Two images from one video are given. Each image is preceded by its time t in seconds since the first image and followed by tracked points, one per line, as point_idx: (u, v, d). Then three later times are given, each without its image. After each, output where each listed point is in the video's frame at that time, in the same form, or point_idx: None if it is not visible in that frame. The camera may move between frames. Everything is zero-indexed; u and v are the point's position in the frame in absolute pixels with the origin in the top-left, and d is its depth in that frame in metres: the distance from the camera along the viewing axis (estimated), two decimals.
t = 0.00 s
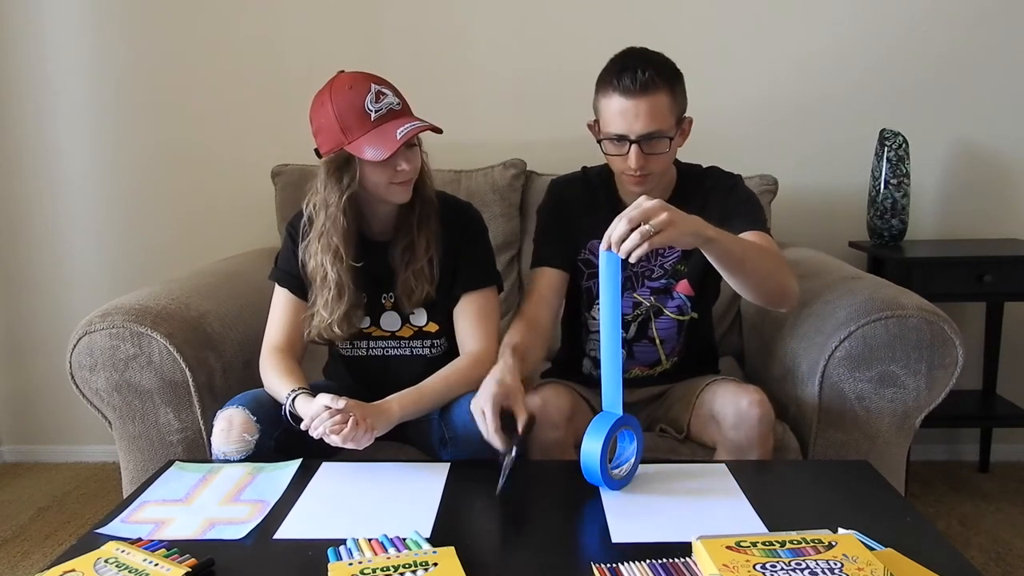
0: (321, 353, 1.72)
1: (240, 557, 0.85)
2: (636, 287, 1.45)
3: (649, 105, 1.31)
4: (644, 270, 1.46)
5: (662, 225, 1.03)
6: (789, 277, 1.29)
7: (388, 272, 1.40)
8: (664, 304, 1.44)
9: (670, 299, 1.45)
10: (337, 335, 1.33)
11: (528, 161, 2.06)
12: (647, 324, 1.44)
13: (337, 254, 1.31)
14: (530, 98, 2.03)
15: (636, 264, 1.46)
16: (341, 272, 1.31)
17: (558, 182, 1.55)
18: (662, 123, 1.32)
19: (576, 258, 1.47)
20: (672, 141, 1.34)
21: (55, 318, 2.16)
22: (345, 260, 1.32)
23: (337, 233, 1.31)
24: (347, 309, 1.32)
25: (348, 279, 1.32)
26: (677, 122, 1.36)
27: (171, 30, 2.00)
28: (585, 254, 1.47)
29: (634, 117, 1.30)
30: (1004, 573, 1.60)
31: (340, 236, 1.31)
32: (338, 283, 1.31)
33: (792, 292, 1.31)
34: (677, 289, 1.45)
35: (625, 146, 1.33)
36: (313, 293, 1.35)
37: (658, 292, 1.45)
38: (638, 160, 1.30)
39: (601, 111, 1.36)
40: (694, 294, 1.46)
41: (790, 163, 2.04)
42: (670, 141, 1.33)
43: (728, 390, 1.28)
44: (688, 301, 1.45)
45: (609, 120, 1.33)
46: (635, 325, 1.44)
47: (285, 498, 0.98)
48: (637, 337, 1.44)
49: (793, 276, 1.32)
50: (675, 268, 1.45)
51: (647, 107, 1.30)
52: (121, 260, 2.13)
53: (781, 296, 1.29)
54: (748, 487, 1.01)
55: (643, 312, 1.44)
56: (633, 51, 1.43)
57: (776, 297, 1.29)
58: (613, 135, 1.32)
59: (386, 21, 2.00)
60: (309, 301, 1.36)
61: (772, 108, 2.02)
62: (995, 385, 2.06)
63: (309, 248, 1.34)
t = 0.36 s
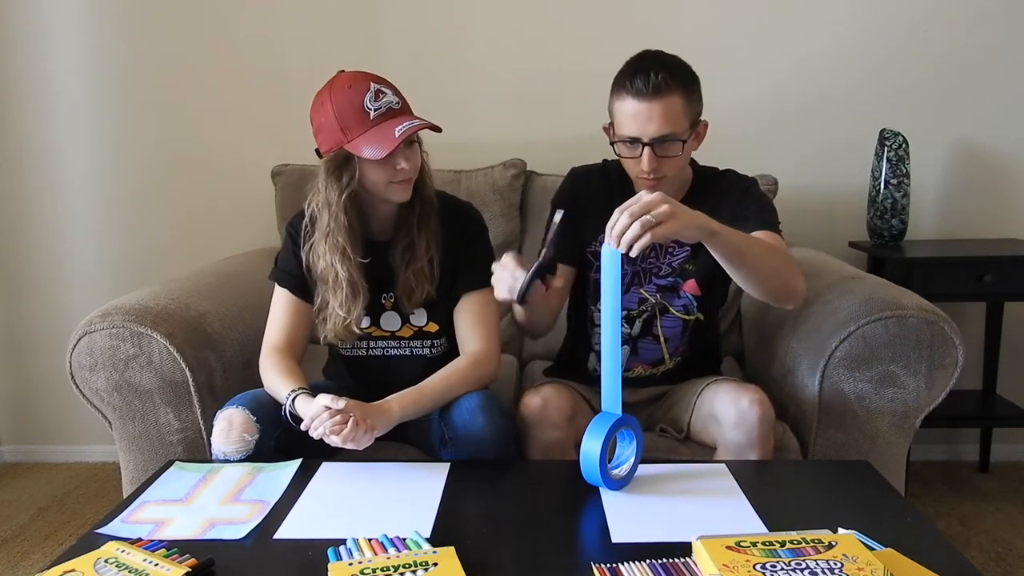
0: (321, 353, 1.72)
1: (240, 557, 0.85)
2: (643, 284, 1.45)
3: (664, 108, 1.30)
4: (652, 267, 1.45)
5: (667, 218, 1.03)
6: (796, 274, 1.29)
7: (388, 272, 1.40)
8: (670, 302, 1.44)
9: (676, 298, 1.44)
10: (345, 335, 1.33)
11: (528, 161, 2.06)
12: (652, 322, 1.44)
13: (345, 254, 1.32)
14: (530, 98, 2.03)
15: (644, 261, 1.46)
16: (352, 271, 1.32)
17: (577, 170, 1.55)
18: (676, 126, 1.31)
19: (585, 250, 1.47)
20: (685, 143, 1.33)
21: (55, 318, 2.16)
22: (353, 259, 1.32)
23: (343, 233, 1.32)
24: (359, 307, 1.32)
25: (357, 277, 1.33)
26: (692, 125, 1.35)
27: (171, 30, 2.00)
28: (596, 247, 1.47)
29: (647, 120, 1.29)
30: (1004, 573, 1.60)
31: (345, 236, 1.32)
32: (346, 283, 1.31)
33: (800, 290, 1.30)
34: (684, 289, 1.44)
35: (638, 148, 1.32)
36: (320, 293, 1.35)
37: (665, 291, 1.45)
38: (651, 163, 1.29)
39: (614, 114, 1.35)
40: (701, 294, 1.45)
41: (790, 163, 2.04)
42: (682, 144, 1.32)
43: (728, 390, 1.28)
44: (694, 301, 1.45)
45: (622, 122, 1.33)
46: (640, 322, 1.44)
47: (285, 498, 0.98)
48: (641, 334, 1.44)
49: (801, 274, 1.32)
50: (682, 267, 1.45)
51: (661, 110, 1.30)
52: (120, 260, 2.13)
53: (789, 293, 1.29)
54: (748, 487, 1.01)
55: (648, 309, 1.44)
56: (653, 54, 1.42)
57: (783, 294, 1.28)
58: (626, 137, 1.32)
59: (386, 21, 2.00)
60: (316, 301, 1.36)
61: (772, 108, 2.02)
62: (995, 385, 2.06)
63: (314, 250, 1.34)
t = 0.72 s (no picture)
0: (321, 353, 1.72)
1: (240, 557, 0.85)
2: (655, 279, 1.46)
3: (685, 113, 1.29)
4: (665, 263, 1.46)
5: (659, 206, 1.04)
6: (796, 263, 1.29)
7: (388, 273, 1.40)
8: (681, 300, 1.45)
9: (687, 296, 1.45)
10: (348, 334, 1.34)
11: (528, 162, 2.06)
12: (662, 318, 1.44)
13: (344, 254, 1.32)
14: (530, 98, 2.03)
15: (659, 257, 1.46)
16: (350, 272, 1.32)
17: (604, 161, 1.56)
18: (696, 131, 1.31)
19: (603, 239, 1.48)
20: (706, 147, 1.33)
21: (55, 318, 2.16)
22: (351, 259, 1.32)
23: (342, 233, 1.32)
24: (358, 307, 1.33)
25: (356, 277, 1.33)
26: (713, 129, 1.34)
27: (171, 30, 2.00)
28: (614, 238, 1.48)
29: (666, 125, 1.30)
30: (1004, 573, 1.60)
31: (345, 236, 1.32)
32: (346, 283, 1.32)
33: (801, 278, 1.30)
34: (696, 287, 1.45)
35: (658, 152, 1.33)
36: (319, 294, 1.35)
37: (677, 288, 1.45)
38: (670, 167, 1.30)
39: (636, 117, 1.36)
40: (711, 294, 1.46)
41: (790, 163, 2.04)
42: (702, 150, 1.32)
43: (736, 389, 1.28)
44: (704, 300, 1.45)
45: (643, 126, 1.33)
46: (650, 317, 1.44)
47: (285, 498, 0.98)
48: (650, 330, 1.45)
49: (802, 261, 1.31)
50: (695, 267, 1.46)
51: (681, 114, 1.29)
52: (120, 261, 2.13)
53: (790, 281, 1.28)
54: (748, 487, 1.01)
55: (658, 305, 1.44)
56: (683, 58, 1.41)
57: (785, 281, 1.28)
58: (646, 142, 1.32)
59: (386, 21, 2.00)
60: (316, 302, 1.36)
61: (772, 108, 2.02)
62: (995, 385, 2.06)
63: (313, 251, 1.34)
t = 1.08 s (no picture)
0: (321, 353, 1.72)
1: (239, 557, 0.85)
2: (657, 277, 1.47)
3: (687, 113, 1.30)
4: (667, 262, 1.47)
5: (624, 193, 1.05)
6: (782, 260, 1.23)
7: (387, 273, 1.40)
8: (683, 300, 1.45)
9: (689, 297, 1.45)
10: (349, 334, 1.34)
11: (528, 162, 2.06)
12: (663, 317, 1.45)
13: (343, 255, 1.32)
14: (531, 98, 2.03)
15: (662, 254, 1.48)
16: (349, 272, 1.32)
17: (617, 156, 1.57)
18: (697, 133, 1.30)
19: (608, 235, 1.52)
20: (711, 148, 1.33)
21: (55, 318, 2.16)
22: (350, 259, 1.32)
23: (341, 234, 1.32)
24: (358, 307, 1.33)
25: (356, 277, 1.33)
26: (721, 134, 1.33)
27: (171, 30, 2.00)
28: (619, 233, 1.52)
29: (669, 125, 1.31)
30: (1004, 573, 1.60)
31: (344, 236, 1.32)
32: (345, 283, 1.32)
33: (784, 274, 1.24)
34: (698, 288, 1.45)
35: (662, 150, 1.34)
36: (318, 294, 1.35)
37: (678, 287, 1.46)
38: (668, 166, 1.32)
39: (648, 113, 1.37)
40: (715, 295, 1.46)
41: (790, 163, 2.04)
42: (702, 152, 1.32)
43: (739, 389, 1.28)
44: (708, 301, 1.45)
45: (650, 123, 1.35)
46: (650, 314, 1.45)
47: (285, 498, 0.98)
48: (653, 329, 1.45)
49: (790, 258, 1.25)
50: (697, 266, 1.46)
51: (685, 114, 1.30)
52: (121, 261, 2.13)
53: (771, 277, 1.23)
54: (748, 488, 1.01)
55: (660, 301, 1.46)
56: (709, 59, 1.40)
57: (766, 276, 1.23)
58: (651, 139, 1.34)
59: (386, 21, 2.00)
60: (316, 302, 1.36)
61: (772, 108, 2.02)
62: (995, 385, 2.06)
63: (313, 250, 1.34)
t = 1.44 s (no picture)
0: (320, 353, 1.72)
1: (240, 557, 0.85)
2: (648, 275, 1.47)
3: (677, 113, 1.30)
4: (657, 259, 1.47)
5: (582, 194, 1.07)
6: (754, 262, 1.22)
7: (387, 271, 1.40)
8: (675, 300, 1.45)
9: (681, 296, 1.45)
10: (343, 332, 1.33)
11: (529, 162, 2.06)
12: (656, 316, 1.45)
13: (341, 251, 1.31)
14: (531, 98, 2.03)
15: (652, 252, 1.48)
16: (347, 268, 1.32)
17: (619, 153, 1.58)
18: (687, 132, 1.31)
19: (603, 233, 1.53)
20: (701, 149, 1.33)
21: (55, 318, 2.16)
22: (348, 256, 1.32)
23: (339, 230, 1.32)
24: (355, 304, 1.32)
25: (353, 273, 1.32)
26: (713, 134, 1.34)
27: (171, 30, 2.00)
28: (612, 230, 1.52)
29: (660, 123, 1.31)
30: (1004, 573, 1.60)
31: (341, 233, 1.32)
32: (343, 279, 1.31)
33: (755, 275, 1.23)
34: (690, 289, 1.45)
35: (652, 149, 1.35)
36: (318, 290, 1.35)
37: (668, 287, 1.46)
38: (657, 165, 1.32)
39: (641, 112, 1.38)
40: (707, 295, 1.46)
41: (791, 163, 2.04)
42: (691, 151, 1.32)
43: (740, 389, 1.27)
44: (700, 301, 1.46)
45: (641, 121, 1.36)
46: (643, 312, 1.46)
47: (285, 498, 0.98)
48: (647, 327, 1.46)
49: (764, 262, 1.24)
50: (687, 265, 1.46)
51: (676, 113, 1.30)
52: (121, 261, 2.13)
53: (742, 277, 1.21)
54: (749, 487, 1.00)
55: (651, 299, 1.46)
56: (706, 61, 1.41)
57: (736, 277, 1.21)
58: (642, 137, 1.35)
59: (386, 21, 2.00)
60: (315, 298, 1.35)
61: (772, 108, 2.01)
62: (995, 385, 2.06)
63: (311, 247, 1.34)
